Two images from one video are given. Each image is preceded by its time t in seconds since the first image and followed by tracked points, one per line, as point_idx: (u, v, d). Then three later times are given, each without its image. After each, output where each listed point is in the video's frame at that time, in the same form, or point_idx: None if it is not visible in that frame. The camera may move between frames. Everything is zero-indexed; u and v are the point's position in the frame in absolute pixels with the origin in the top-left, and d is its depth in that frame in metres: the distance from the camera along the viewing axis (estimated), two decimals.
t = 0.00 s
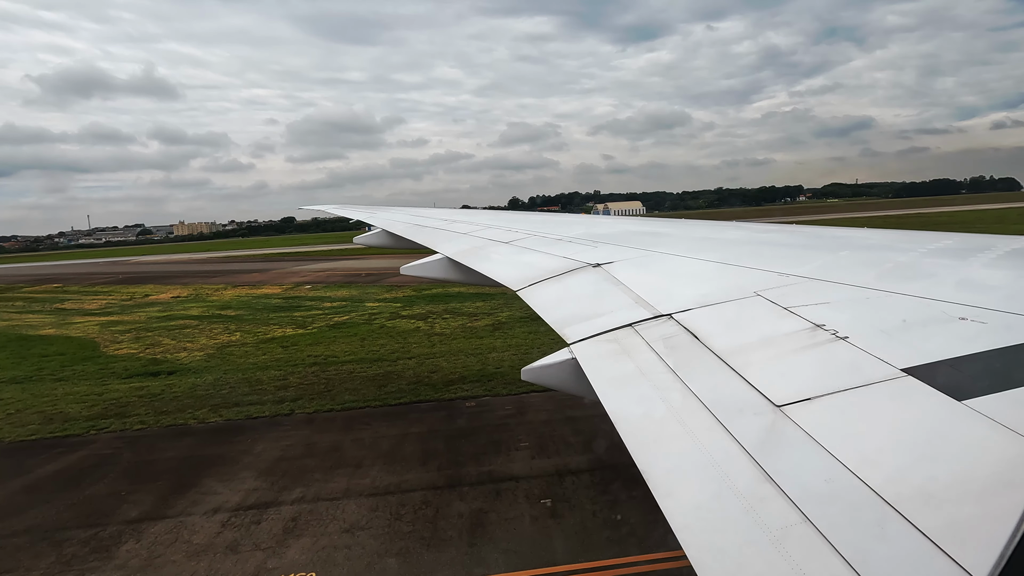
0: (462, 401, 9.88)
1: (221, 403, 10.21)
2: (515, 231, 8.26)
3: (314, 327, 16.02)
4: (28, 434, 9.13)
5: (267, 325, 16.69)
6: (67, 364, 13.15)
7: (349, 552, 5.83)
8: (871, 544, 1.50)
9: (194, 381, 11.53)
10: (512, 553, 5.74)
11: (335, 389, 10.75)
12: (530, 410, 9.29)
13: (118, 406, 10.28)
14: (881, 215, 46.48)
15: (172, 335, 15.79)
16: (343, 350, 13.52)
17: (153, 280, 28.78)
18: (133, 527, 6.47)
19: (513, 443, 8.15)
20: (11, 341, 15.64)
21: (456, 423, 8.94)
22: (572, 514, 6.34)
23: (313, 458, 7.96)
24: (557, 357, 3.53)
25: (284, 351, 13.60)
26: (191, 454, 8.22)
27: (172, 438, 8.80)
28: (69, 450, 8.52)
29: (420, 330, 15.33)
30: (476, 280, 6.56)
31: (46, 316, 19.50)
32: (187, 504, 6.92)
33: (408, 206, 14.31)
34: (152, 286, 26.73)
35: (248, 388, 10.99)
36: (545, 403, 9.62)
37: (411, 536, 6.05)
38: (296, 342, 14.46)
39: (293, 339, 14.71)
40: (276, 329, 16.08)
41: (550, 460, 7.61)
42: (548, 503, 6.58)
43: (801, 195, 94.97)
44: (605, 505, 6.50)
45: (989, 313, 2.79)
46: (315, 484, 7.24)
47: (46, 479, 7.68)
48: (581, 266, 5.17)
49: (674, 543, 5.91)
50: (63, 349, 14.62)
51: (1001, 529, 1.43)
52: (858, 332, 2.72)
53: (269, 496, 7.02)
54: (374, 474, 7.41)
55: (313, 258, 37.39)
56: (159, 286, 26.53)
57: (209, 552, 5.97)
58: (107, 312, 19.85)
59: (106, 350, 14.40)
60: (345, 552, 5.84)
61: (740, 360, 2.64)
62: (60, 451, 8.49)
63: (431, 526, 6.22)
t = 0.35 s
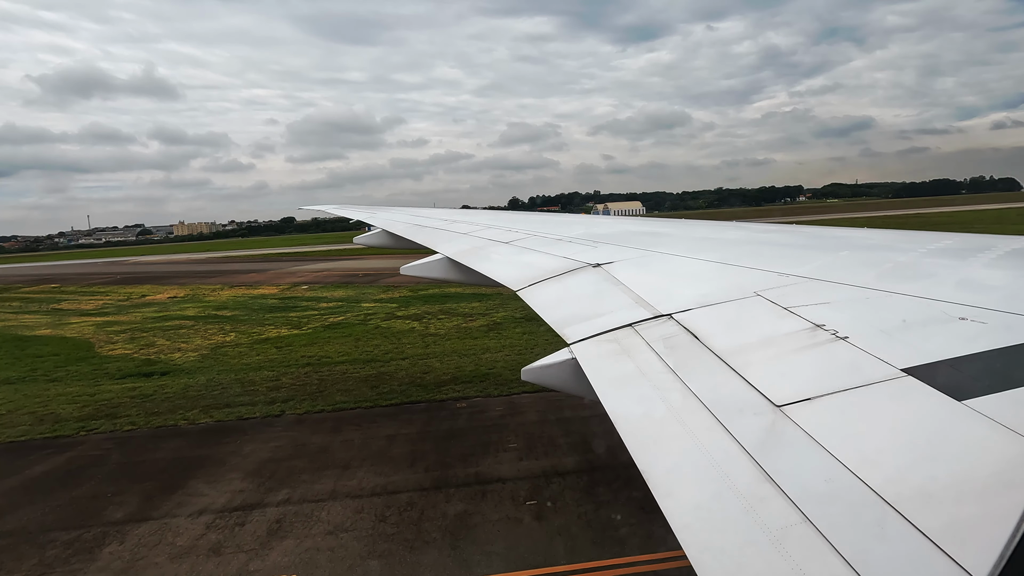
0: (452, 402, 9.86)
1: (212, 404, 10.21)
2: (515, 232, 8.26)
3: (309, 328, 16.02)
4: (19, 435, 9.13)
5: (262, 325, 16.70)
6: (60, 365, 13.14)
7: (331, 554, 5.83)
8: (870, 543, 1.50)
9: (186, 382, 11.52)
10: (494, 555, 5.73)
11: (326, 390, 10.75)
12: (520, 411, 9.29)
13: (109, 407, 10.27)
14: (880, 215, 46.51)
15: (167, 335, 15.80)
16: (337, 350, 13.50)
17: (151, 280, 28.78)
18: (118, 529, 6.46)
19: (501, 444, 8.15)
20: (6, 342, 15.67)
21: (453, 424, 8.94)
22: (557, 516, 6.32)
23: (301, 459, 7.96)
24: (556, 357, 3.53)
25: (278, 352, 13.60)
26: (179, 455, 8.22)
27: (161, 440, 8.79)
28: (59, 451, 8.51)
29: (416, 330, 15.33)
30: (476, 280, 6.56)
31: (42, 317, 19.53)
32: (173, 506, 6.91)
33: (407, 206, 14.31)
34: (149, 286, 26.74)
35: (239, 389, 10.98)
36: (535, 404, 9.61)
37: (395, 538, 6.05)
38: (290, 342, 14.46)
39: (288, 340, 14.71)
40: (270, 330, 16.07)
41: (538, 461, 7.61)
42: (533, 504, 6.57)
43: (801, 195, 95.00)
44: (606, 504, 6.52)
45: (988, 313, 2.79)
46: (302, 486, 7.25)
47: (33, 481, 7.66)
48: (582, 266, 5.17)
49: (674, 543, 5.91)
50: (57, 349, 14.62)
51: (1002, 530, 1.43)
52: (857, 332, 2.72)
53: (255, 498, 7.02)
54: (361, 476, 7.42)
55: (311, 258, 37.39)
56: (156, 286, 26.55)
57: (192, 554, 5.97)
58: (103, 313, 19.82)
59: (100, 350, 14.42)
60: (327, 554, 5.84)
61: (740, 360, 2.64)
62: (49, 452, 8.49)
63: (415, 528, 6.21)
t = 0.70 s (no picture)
0: (443, 404, 9.85)
1: (204, 405, 10.21)
2: (515, 232, 8.26)
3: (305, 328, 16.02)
4: (10, 436, 9.12)
5: (258, 326, 16.69)
6: (54, 366, 13.14)
7: (314, 557, 5.83)
8: (869, 544, 1.51)
9: (179, 383, 11.52)
10: (477, 557, 5.72)
11: (319, 390, 10.75)
12: (511, 413, 9.28)
13: (102, 408, 10.27)
14: (880, 215, 46.50)
15: (163, 336, 15.80)
16: (331, 351, 13.49)
17: (149, 281, 28.75)
18: (103, 531, 6.45)
19: (490, 445, 8.14)
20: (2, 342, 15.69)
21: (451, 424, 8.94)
22: (542, 518, 6.30)
23: (290, 461, 7.95)
24: (556, 357, 3.53)
25: (273, 352, 13.60)
26: (167, 456, 8.21)
27: (151, 441, 8.77)
28: (49, 452, 8.51)
29: (411, 330, 15.32)
30: (476, 280, 6.56)
31: (38, 317, 19.54)
32: (160, 507, 6.90)
33: (407, 206, 14.30)
34: (147, 287, 26.69)
35: (232, 390, 10.98)
36: (527, 405, 9.60)
37: (380, 540, 6.04)
38: (285, 343, 14.45)
39: (283, 341, 14.70)
40: (266, 330, 16.06)
41: (527, 463, 7.60)
42: (519, 506, 6.56)
43: (801, 196, 95.03)
44: (610, 502, 6.56)
45: (989, 314, 2.78)
46: (289, 488, 7.23)
47: (21, 483, 7.65)
48: (582, 266, 5.16)
49: (675, 543, 5.91)
50: (52, 349, 14.63)
51: (1002, 530, 1.43)
52: (857, 332, 2.72)
53: (242, 499, 7.01)
54: (349, 477, 7.41)
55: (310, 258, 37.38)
56: (153, 287, 26.52)
57: (176, 556, 5.96)
58: (99, 313, 19.79)
59: (95, 351, 14.42)
60: (311, 556, 5.84)
61: (740, 360, 2.64)
62: (40, 453, 8.48)
63: (400, 530, 6.21)
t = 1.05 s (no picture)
0: (438, 404, 9.84)
1: (197, 406, 10.22)
2: (515, 231, 8.25)
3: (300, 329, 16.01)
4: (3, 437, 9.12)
5: (254, 326, 16.69)
6: (48, 366, 13.15)
7: (299, 558, 5.83)
8: (869, 544, 1.51)
9: (173, 384, 11.53)
10: (463, 559, 5.72)
11: (312, 391, 10.76)
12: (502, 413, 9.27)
13: (95, 408, 10.27)
14: (880, 215, 46.45)
15: (158, 336, 15.81)
16: (326, 352, 13.47)
17: (147, 281, 28.72)
18: (90, 532, 6.45)
19: (481, 446, 8.14)
20: None
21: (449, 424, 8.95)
22: (531, 519, 6.30)
23: (279, 462, 7.95)
24: (556, 357, 3.53)
25: (268, 353, 13.60)
26: (157, 457, 8.21)
27: (142, 442, 8.77)
28: (39, 453, 8.51)
29: (407, 331, 15.32)
30: (476, 280, 6.56)
31: (34, 317, 19.55)
32: (147, 509, 6.89)
33: (406, 206, 14.30)
34: (144, 287, 26.66)
35: (226, 390, 10.98)
36: (523, 405, 9.60)
37: (365, 542, 6.04)
38: (281, 343, 14.46)
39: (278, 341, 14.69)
40: (262, 330, 16.06)
41: (516, 464, 7.60)
42: (507, 508, 6.56)
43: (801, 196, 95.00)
44: (611, 502, 6.56)
45: (990, 314, 2.78)
46: (277, 489, 7.22)
47: (10, 484, 7.64)
48: (582, 266, 5.16)
49: (674, 543, 5.92)
50: (47, 350, 14.62)
51: (1001, 530, 1.43)
52: (857, 332, 2.72)
53: (230, 501, 7.01)
54: (338, 478, 7.42)
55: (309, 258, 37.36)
56: (150, 287, 26.50)
57: (161, 558, 5.95)
58: (96, 313, 19.81)
59: (90, 351, 14.42)
60: (297, 558, 5.85)
61: (740, 360, 2.64)
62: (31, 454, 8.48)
63: (387, 531, 6.21)
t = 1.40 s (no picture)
0: (432, 405, 9.85)
1: (190, 406, 10.22)
2: (515, 232, 8.24)
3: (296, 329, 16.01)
4: None
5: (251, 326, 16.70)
6: (43, 367, 13.16)
7: (286, 560, 5.83)
8: (868, 544, 1.50)
9: (168, 384, 11.53)
10: (450, 561, 5.72)
11: (306, 391, 10.78)
12: (496, 414, 9.27)
13: (88, 408, 10.28)
14: (880, 215, 46.44)
15: (155, 337, 15.82)
16: (322, 352, 13.48)
17: (146, 281, 28.76)
18: (78, 534, 6.44)
19: (472, 447, 8.13)
20: None
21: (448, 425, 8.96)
22: (520, 520, 6.31)
23: (270, 463, 7.95)
24: (556, 358, 3.53)
25: (263, 353, 13.60)
26: (148, 458, 8.21)
27: (134, 443, 8.76)
28: (31, 454, 8.50)
29: (403, 331, 15.34)
30: (476, 280, 6.57)
31: (31, 317, 19.57)
32: (136, 510, 6.89)
33: (405, 206, 14.29)
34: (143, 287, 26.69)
35: (220, 391, 10.99)
36: (516, 406, 9.60)
37: (352, 544, 6.03)
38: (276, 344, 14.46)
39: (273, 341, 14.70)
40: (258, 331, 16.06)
41: (508, 465, 7.60)
42: (495, 509, 6.56)
43: (801, 196, 95.03)
44: (611, 503, 6.57)
45: (990, 314, 2.78)
46: (267, 490, 7.22)
47: None
48: (582, 266, 5.17)
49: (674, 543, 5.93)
50: (42, 351, 14.62)
51: (1001, 530, 1.43)
52: (857, 332, 2.72)
53: (219, 502, 7.01)
54: (328, 479, 7.42)
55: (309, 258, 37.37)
56: (149, 287, 26.54)
57: (147, 560, 5.95)
58: (93, 313, 19.84)
59: (85, 351, 14.43)
60: (283, 560, 5.84)
61: (740, 360, 2.64)
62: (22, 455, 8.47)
63: (374, 533, 6.20)
